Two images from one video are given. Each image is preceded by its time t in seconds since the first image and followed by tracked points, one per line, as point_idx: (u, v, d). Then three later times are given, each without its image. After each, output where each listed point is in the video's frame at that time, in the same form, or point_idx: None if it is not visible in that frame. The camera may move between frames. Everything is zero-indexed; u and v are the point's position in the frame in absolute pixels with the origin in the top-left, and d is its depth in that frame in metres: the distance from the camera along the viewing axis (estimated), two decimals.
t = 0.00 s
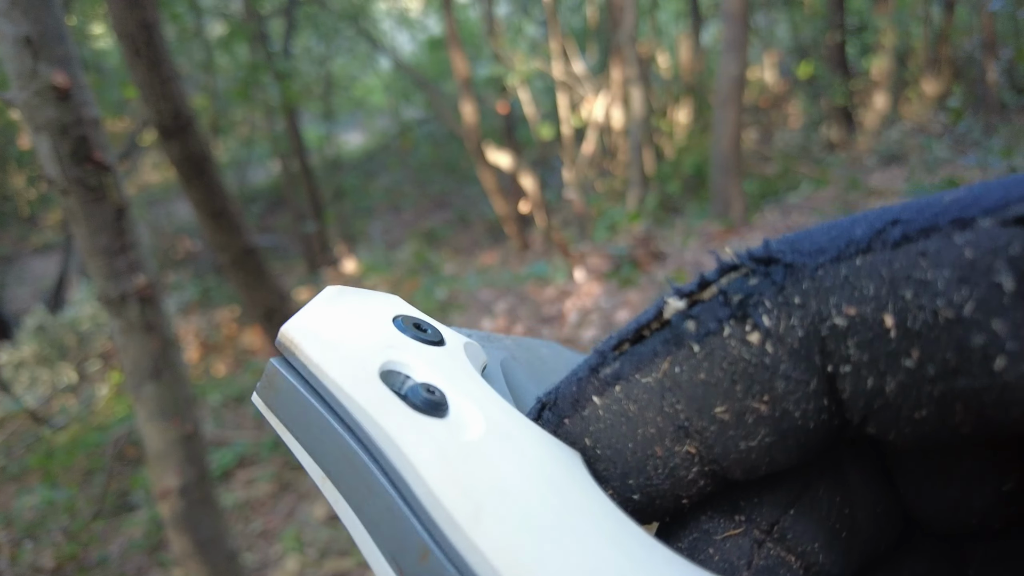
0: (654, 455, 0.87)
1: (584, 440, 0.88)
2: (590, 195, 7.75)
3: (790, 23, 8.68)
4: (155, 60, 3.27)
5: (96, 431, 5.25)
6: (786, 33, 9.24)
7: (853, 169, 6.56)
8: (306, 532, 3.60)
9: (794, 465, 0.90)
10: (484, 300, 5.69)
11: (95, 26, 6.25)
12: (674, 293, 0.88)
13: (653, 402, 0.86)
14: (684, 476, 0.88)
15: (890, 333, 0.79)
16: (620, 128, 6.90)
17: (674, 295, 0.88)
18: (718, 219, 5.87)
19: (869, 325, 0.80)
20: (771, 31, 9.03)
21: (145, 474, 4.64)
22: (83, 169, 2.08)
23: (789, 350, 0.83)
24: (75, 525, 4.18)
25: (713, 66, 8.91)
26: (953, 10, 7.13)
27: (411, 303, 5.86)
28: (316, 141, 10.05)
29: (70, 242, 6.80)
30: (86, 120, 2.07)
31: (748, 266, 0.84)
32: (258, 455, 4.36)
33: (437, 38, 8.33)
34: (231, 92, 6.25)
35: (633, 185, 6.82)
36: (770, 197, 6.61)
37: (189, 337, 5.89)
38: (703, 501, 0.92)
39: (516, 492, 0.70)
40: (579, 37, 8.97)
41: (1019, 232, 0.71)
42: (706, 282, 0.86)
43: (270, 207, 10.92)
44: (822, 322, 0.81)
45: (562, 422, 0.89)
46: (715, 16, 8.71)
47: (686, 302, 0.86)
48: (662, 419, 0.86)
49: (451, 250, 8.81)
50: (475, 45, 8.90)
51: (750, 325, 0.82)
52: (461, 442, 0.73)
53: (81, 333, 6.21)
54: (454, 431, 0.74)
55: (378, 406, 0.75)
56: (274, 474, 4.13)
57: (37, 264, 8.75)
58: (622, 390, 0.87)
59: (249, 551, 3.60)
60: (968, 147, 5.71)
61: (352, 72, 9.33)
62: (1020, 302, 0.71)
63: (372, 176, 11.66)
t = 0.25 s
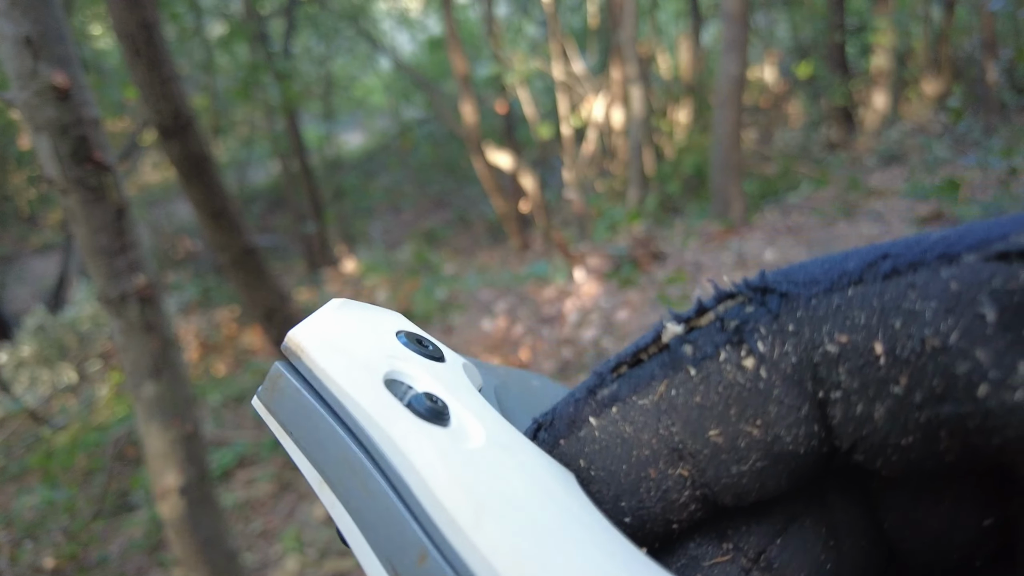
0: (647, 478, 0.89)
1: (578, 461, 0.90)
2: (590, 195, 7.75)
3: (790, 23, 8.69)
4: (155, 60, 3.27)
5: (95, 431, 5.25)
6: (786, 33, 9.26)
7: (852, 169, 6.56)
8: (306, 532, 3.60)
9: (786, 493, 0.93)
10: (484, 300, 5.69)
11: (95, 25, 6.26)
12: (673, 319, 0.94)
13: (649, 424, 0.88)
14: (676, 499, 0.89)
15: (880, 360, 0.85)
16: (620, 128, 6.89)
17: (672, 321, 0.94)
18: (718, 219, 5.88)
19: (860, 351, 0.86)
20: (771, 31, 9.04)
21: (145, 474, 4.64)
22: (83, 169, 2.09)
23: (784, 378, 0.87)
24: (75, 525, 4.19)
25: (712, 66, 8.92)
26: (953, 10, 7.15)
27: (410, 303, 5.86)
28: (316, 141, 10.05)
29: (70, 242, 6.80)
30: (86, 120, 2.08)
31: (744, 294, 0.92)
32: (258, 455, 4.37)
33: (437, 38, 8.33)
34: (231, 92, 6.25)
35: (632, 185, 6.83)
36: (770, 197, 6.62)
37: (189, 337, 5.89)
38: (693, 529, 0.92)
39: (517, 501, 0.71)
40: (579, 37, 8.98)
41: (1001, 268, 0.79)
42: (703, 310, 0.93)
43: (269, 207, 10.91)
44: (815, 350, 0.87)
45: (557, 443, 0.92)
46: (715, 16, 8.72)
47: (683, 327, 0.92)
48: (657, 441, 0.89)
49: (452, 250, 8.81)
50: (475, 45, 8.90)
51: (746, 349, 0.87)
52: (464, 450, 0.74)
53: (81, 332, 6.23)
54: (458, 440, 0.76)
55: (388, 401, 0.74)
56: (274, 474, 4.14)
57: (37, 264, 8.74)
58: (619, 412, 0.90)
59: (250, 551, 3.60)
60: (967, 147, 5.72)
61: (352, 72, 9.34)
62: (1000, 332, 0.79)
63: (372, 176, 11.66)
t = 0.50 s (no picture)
0: (640, 499, 0.89)
1: (574, 482, 0.91)
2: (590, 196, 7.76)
3: (791, 23, 8.69)
4: (155, 60, 3.27)
5: (95, 431, 5.25)
6: (786, 33, 9.27)
7: (852, 169, 6.56)
8: (306, 532, 3.60)
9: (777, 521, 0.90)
10: (484, 300, 5.69)
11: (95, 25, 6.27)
12: (672, 346, 0.94)
13: (643, 448, 0.89)
14: (666, 524, 0.89)
15: (867, 391, 0.83)
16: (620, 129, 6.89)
17: (670, 348, 0.94)
18: (718, 219, 5.88)
19: (848, 383, 0.83)
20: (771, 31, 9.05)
21: (145, 475, 4.64)
22: (84, 169, 2.09)
23: (773, 407, 0.85)
24: (75, 525, 4.19)
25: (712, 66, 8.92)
26: (953, 10, 7.16)
27: (411, 303, 5.86)
28: (316, 141, 10.05)
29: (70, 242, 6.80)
30: (86, 120, 2.08)
31: (740, 326, 0.91)
32: (258, 455, 4.36)
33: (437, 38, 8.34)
34: (231, 92, 6.26)
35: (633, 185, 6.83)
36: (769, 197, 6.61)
37: (189, 337, 5.88)
38: (680, 555, 0.91)
39: (525, 506, 0.72)
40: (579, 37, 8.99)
41: (980, 307, 0.78)
42: (700, 337, 0.93)
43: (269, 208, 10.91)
44: (805, 380, 0.85)
45: (554, 464, 0.93)
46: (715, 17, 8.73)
47: (682, 353, 0.92)
48: (652, 463, 0.89)
49: (452, 250, 8.81)
50: (475, 45, 8.91)
51: (739, 378, 0.87)
52: (474, 456, 0.75)
53: (81, 332, 6.25)
54: (465, 447, 0.75)
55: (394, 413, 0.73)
56: (274, 475, 4.13)
57: (37, 264, 8.75)
58: (615, 434, 0.91)
59: (249, 551, 3.60)
60: (967, 147, 5.72)
61: (352, 73, 9.34)
62: (979, 367, 0.77)
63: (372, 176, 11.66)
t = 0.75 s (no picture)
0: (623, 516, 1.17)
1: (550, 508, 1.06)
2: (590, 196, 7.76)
3: (791, 23, 8.70)
4: (154, 59, 3.26)
5: (95, 431, 5.26)
6: (786, 33, 9.28)
7: (852, 169, 6.57)
8: (306, 532, 3.60)
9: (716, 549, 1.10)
10: (484, 300, 5.70)
11: (95, 25, 6.28)
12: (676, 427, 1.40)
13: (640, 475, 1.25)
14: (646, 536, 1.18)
15: (826, 433, 1.22)
16: (620, 129, 6.89)
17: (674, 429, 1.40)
18: (718, 219, 5.89)
19: (811, 432, 1.23)
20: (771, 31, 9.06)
21: (145, 475, 4.65)
22: (85, 168, 2.09)
23: (739, 447, 1.30)
24: (74, 525, 4.19)
25: (712, 66, 8.93)
26: (953, 10, 7.16)
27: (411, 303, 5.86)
28: (316, 141, 10.06)
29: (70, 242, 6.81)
30: (88, 120, 2.08)
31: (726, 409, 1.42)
32: (258, 455, 4.36)
33: (437, 39, 8.35)
34: (232, 92, 6.26)
35: (633, 185, 6.84)
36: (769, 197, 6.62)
37: (189, 337, 5.88)
38: None
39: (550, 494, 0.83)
40: (579, 37, 9.00)
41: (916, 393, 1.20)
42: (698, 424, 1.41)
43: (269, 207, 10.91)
44: (777, 436, 1.27)
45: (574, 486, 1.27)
46: (715, 16, 8.74)
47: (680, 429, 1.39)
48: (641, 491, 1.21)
49: (452, 250, 8.82)
50: (475, 45, 8.91)
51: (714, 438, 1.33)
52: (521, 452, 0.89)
53: (81, 333, 6.28)
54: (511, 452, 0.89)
55: (524, 386, 1.02)
56: (274, 474, 4.13)
57: (37, 263, 8.75)
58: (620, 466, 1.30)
59: (249, 551, 3.62)
60: (967, 148, 5.74)
61: (352, 72, 9.35)
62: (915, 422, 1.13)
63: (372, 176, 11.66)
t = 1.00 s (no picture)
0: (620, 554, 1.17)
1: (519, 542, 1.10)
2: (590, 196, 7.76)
3: (791, 23, 8.70)
4: (155, 61, 3.27)
5: (95, 431, 5.25)
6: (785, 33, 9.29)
7: (852, 169, 6.57)
8: (306, 532, 3.60)
9: None
10: (484, 300, 5.70)
11: (95, 25, 6.28)
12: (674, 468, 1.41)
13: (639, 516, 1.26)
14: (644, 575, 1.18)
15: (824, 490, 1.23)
16: (620, 130, 6.89)
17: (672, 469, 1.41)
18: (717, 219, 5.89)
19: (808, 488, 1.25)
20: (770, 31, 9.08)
21: (145, 475, 4.65)
22: (86, 168, 2.09)
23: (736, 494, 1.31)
24: (74, 525, 4.18)
25: (712, 66, 8.94)
26: (953, 11, 7.18)
27: (411, 302, 5.86)
28: (316, 141, 10.07)
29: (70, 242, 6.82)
30: (89, 119, 2.08)
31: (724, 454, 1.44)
32: (258, 455, 4.35)
33: (437, 39, 8.36)
34: (231, 92, 6.27)
35: (633, 185, 6.84)
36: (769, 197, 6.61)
37: (189, 337, 5.88)
38: None
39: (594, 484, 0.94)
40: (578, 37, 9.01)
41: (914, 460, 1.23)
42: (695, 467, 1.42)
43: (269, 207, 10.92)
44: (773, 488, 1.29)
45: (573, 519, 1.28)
46: (714, 17, 8.75)
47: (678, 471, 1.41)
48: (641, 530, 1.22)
49: (452, 250, 8.82)
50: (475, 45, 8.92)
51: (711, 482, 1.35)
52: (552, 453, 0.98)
53: (81, 333, 6.28)
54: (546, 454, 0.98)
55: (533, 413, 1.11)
56: (274, 474, 4.13)
57: (38, 263, 8.75)
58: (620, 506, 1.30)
59: (250, 551, 3.62)
60: (967, 149, 5.75)
61: (352, 72, 9.36)
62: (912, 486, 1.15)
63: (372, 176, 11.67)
